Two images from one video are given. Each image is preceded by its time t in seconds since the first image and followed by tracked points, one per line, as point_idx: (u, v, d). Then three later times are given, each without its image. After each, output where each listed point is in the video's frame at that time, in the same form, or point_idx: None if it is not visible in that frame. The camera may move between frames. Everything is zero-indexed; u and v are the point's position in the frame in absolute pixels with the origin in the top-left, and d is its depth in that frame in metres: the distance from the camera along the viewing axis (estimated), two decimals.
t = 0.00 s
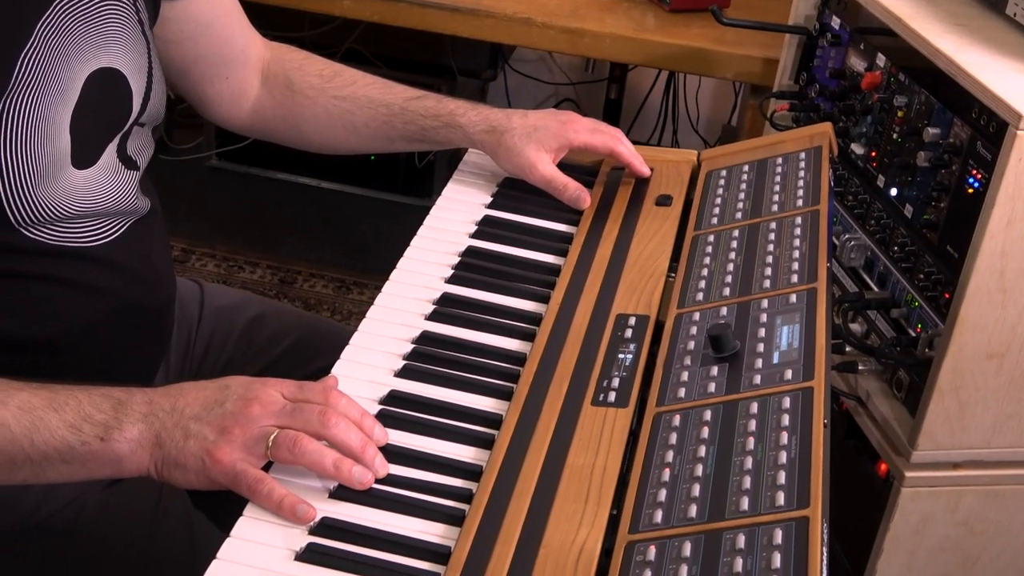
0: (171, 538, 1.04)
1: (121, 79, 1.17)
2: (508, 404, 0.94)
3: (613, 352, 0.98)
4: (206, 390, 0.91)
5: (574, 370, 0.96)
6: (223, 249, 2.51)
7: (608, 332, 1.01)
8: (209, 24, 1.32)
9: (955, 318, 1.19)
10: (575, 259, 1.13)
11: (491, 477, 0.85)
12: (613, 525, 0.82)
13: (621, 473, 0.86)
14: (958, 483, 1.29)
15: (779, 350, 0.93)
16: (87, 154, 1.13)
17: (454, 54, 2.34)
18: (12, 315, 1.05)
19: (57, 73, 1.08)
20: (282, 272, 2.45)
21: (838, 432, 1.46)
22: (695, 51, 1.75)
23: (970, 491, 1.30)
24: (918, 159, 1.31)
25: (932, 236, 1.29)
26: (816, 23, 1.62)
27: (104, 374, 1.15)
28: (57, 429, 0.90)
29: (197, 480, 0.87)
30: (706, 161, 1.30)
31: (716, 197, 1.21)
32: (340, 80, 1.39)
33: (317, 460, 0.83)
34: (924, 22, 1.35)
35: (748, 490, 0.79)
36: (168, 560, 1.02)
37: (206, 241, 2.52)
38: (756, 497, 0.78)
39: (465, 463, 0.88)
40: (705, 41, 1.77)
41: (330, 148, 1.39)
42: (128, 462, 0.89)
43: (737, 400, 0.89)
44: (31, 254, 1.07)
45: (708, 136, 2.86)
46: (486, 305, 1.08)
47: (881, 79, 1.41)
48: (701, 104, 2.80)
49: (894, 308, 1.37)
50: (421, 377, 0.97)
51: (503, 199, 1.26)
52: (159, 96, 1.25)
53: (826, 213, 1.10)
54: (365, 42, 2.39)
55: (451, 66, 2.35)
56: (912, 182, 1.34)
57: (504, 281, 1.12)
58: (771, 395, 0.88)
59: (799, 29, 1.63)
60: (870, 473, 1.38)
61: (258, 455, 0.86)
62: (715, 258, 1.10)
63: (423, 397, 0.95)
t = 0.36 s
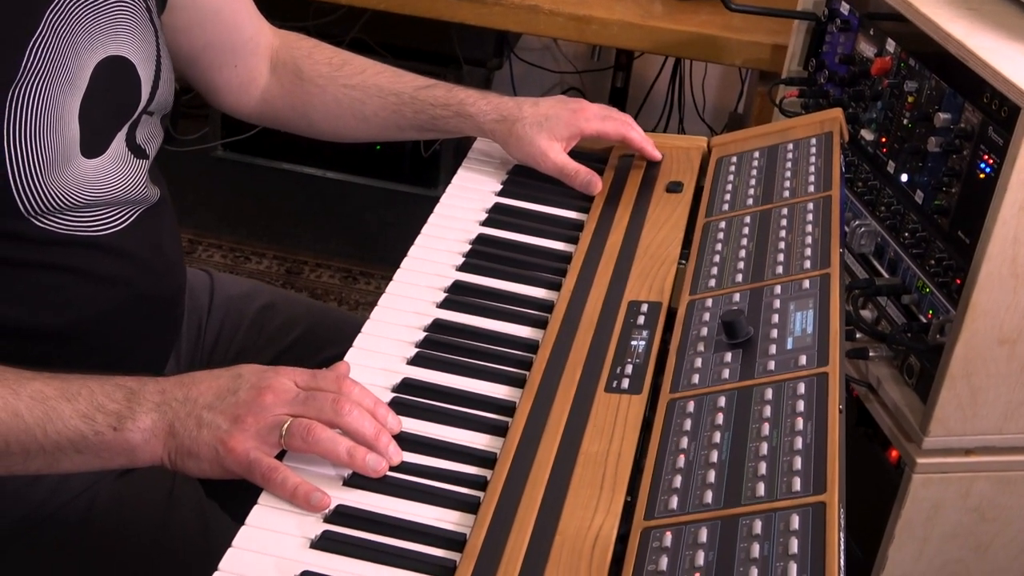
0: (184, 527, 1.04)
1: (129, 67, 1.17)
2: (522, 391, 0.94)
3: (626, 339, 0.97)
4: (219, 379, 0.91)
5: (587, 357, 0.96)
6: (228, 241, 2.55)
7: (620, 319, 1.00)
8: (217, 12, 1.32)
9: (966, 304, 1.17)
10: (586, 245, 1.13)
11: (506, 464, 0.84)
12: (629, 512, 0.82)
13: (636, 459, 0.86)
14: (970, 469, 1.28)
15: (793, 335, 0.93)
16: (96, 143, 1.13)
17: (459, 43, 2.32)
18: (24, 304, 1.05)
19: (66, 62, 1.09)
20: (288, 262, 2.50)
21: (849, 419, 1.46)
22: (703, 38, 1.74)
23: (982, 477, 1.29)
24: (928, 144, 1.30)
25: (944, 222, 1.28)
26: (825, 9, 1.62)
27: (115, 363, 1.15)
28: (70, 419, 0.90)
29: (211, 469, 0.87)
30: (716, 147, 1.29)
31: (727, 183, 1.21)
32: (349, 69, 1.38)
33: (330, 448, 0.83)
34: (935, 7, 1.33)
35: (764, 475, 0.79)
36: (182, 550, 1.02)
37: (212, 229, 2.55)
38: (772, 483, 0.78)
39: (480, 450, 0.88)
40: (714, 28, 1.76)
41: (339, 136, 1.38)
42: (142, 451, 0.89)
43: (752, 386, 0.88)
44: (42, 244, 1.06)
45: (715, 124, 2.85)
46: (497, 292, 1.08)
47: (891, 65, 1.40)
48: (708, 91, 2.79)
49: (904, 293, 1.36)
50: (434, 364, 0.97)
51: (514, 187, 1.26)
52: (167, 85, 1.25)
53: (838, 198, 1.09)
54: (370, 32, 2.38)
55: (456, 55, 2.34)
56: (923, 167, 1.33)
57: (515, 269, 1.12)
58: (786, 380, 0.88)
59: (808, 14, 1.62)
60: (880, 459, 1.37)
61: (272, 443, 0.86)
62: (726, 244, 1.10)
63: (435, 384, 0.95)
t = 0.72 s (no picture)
0: (188, 517, 1.03)
1: (129, 55, 1.18)
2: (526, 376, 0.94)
3: (631, 324, 0.97)
4: (222, 366, 0.91)
5: (592, 342, 0.95)
6: (228, 232, 2.52)
7: (624, 304, 1.00)
8: None
9: (970, 288, 1.15)
10: (590, 230, 1.12)
11: (512, 450, 0.84)
12: (635, 496, 0.81)
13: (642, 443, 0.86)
14: (974, 453, 1.26)
15: (798, 319, 0.93)
16: (96, 132, 1.13)
17: (459, 32, 2.32)
18: (28, 292, 1.05)
19: (65, 49, 1.09)
20: (289, 252, 2.47)
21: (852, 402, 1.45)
22: (703, 23, 1.73)
23: (986, 461, 1.27)
24: (931, 128, 1.29)
25: (948, 205, 1.27)
26: None
27: (118, 352, 1.14)
28: (73, 408, 0.89)
29: (216, 457, 0.87)
30: (718, 132, 1.29)
31: (730, 168, 1.20)
32: (350, 56, 1.38)
33: (335, 435, 0.83)
34: None
35: (771, 458, 0.79)
36: (186, 538, 1.02)
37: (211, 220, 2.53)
38: (780, 465, 0.78)
39: (486, 435, 0.88)
40: (714, 13, 1.75)
41: (339, 124, 1.38)
42: (146, 439, 0.89)
43: (757, 369, 0.88)
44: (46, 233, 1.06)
45: (715, 111, 2.84)
46: (501, 278, 1.08)
47: (893, 48, 1.40)
48: (708, 78, 2.78)
49: (908, 278, 1.35)
50: (439, 350, 0.97)
51: (515, 174, 1.25)
52: (167, 73, 1.26)
53: (841, 181, 1.09)
54: (369, 21, 2.37)
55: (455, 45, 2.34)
56: (926, 151, 1.32)
57: (518, 255, 1.12)
58: (791, 363, 0.87)
59: None
60: (885, 446, 1.34)
61: (277, 431, 0.86)
62: (730, 228, 1.09)
63: (439, 369, 0.95)
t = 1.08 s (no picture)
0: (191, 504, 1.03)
1: (125, 39, 1.17)
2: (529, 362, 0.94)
3: (634, 309, 0.97)
4: (223, 352, 0.90)
5: (596, 327, 0.95)
6: (228, 219, 2.48)
7: (628, 289, 0.99)
8: None
9: (974, 273, 1.14)
10: (592, 215, 1.12)
11: (516, 436, 0.84)
12: (640, 482, 0.81)
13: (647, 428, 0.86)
14: (978, 440, 1.24)
15: (803, 304, 0.92)
16: (92, 117, 1.12)
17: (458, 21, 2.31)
18: (25, 280, 1.04)
19: (61, 34, 1.07)
20: (288, 240, 2.43)
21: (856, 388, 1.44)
22: (704, 8, 1.73)
23: (989, 447, 1.25)
24: (934, 112, 1.27)
25: (950, 189, 1.26)
26: None
27: (117, 340, 1.14)
28: (73, 395, 0.89)
29: (217, 444, 0.86)
30: (721, 117, 1.28)
31: (733, 153, 1.20)
32: (349, 42, 1.37)
33: (338, 421, 0.83)
34: None
35: (777, 443, 0.78)
36: (189, 525, 1.01)
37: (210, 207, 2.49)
38: (786, 451, 0.77)
39: (490, 422, 0.88)
40: None
41: (340, 109, 1.37)
42: (147, 426, 0.88)
43: (763, 354, 0.88)
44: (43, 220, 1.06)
45: (715, 98, 2.83)
46: (503, 264, 1.07)
47: (896, 33, 1.38)
48: (708, 65, 2.77)
49: (911, 263, 1.33)
50: (442, 337, 0.97)
51: (517, 160, 1.25)
52: (164, 58, 1.25)
53: (846, 166, 1.08)
54: (368, 9, 2.34)
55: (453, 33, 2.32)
56: (929, 136, 1.31)
57: (521, 241, 1.11)
58: (797, 348, 0.87)
59: None
60: (889, 434, 1.33)
61: (279, 417, 0.85)
62: (734, 214, 1.09)
63: (442, 355, 0.94)
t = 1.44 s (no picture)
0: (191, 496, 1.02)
1: (119, 28, 1.16)
2: (532, 352, 0.93)
3: (637, 299, 0.96)
4: (223, 342, 0.89)
5: (598, 318, 0.94)
6: (227, 209, 2.44)
7: (630, 279, 0.99)
8: None
9: (978, 262, 1.13)
10: (595, 205, 1.11)
11: (517, 428, 0.83)
12: (644, 473, 0.80)
13: (649, 419, 0.85)
14: (981, 430, 1.24)
15: (807, 293, 0.91)
16: (86, 107, 1.11)
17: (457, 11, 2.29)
18: (22, 272, 1.04)
19: (53, 25, 1.07)
20: (287, 231, 2.38)
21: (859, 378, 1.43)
22: None
23: (992, 437, 1.25)
24: (937, 101, 1.26)
25: (954, 179, 1.24)
26: None
27: (115, 331, 1.13)
28: (73, 388, 0.88)
29: (218, 436, 0.86)
30: (723, 106, 1.27)
31: (735, 142, 1.19)
32: (346, 34, 1.36)
33: (339, 411, 0.82)
34: None
35: (781, 434, 0.77)
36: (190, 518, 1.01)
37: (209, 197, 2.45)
38: (791, 441, 0.77)
39: (492, 412, 0.87)
40: None
41: (338, 101, 1.36)
42: (146, 419, 0.88)
43: (766, 344, 0.87)
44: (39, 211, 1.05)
45: (715, 87, 2.82)
46: (505, 253, 1.07)
47: (899, 21, 1.36)
48: (709, 54, 2.76)
49: (914, 254, 1.33)
50: (443, 326, 0.96)
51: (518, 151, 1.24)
52: (160, 47, 1.24)
53: (849, 155, 1.07)
54: None
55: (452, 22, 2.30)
56: (932, 125, 1.30)
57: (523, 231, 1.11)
58: (801, 338, 0.86)
59: None
60: (891, 424, 1.33)
61: (279, 408, 0.85)
62: (737, 203, 1.08)
63: (443, 345, 0.94)
